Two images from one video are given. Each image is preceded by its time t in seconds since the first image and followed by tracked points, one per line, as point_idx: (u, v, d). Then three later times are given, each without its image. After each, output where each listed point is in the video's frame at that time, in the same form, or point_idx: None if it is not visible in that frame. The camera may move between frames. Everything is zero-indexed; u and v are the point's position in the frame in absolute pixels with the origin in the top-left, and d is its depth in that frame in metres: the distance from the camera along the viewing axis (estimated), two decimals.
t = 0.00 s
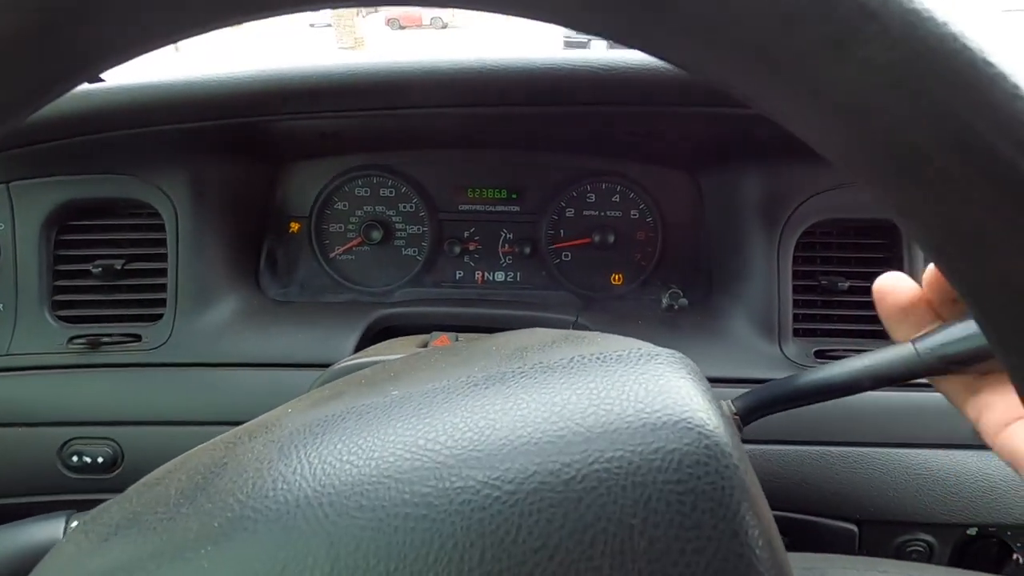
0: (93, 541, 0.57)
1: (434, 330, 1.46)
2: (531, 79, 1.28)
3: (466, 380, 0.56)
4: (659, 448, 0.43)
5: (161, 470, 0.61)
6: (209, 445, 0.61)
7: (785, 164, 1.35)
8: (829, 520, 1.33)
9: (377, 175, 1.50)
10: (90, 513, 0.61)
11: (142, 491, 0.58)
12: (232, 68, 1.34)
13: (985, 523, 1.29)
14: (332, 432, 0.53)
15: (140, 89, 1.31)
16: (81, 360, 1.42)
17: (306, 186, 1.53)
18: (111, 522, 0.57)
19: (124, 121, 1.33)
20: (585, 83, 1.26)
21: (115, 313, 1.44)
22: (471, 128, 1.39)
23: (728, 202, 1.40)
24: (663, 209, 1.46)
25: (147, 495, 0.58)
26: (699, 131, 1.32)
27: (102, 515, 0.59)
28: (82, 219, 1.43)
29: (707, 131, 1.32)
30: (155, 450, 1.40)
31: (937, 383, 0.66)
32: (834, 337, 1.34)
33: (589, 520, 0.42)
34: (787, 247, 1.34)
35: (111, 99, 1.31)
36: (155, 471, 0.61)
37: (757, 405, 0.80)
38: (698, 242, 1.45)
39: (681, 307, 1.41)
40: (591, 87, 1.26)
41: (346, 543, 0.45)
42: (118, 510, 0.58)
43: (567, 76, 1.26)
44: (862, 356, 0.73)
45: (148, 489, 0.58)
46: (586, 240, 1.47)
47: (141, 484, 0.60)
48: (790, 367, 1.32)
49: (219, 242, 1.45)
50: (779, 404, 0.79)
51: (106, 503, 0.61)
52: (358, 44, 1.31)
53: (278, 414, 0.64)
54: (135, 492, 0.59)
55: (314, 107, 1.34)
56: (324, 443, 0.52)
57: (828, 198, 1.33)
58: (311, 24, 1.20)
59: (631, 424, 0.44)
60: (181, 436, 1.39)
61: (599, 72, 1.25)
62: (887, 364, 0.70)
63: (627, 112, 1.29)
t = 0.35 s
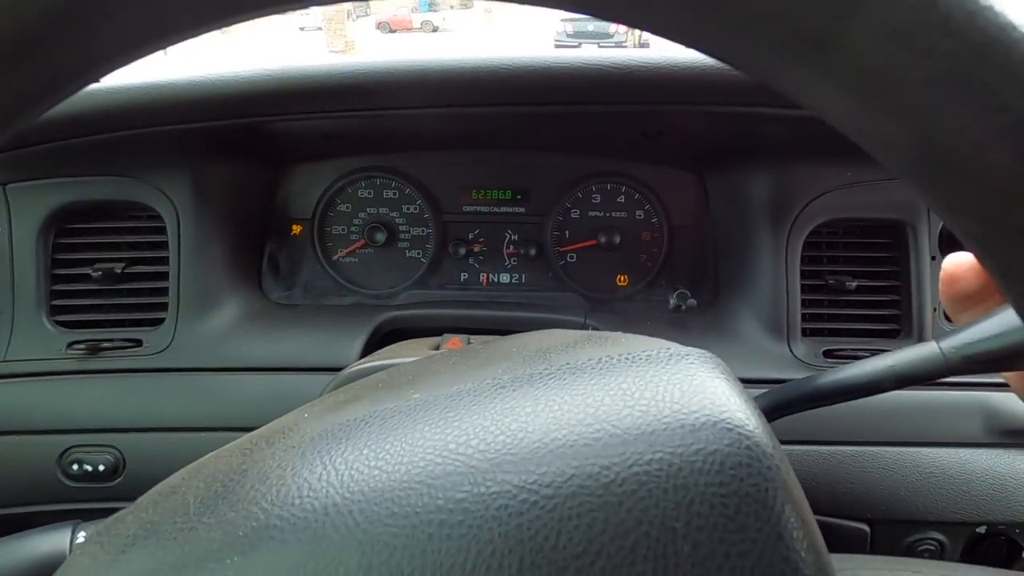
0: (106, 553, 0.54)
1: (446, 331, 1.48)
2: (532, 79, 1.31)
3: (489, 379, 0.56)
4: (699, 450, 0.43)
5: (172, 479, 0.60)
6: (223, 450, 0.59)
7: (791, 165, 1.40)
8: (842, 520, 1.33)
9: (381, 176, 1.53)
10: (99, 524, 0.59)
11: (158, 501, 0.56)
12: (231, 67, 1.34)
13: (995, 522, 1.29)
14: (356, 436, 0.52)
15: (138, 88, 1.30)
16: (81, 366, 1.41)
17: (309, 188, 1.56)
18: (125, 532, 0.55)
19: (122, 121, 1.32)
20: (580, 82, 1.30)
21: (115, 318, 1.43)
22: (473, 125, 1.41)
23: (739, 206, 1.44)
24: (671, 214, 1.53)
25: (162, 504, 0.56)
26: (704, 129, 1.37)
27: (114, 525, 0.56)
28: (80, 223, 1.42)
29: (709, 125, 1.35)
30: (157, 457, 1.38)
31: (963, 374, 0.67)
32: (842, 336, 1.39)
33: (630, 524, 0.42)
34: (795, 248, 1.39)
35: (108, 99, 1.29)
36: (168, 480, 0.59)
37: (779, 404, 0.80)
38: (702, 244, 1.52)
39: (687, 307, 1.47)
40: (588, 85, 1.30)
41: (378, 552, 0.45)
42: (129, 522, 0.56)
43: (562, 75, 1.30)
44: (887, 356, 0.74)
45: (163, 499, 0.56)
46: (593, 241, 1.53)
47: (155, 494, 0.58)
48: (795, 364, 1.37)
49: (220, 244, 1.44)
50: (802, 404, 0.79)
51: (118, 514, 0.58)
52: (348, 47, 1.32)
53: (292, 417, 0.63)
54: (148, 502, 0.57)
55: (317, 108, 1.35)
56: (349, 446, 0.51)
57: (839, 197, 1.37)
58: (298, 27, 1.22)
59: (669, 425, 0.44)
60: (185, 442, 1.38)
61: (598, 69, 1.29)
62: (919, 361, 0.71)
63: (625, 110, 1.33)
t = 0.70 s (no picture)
0: (127, 544, 0.55)
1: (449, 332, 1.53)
2: (530, 85, 1.34)
3: (493, 374, 0.58)
4: (696, 438, 0.46)
5: (183, 475, 0.61)
6: (234, 446, 0.60)
7: (781, 168, 1.43)
8: (830, 512, 1.37)
9: (380, 180, 1.56)
10: (114, 520, 0.60)
11: (174, 495, 0.57)
12: (235, 73, 1.37)
13: (979, 512, 1.33)
14: (367, 426, 0.54)
15: (140, 93, 1.32)
16: (83, 368, 1.42)
17: (308, 191, 1.58)
18: (145, 525, 0.56)
19: (124, 127, 1.34)
20: (575, 88, 1.33)
21: (117, 320, 1.45)
22: (471, 130, 1.43)
23: (732, 206, 1.48)
24: (663, 216, 1.56)
25: (179, 498, 0.56)
26: (698, 134, 1.40)
27: (133, 520, 0.57)
28: (81, 226, 1.44)
29: (701, 130, 1.39)
30: (160, 457, 1.41)
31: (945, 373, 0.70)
32: (830, 334, 1.43)
33: (631, 508, 0.45)
34: (785, 248, 1.42)
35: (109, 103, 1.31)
36: (181, 476, 0.60)
37: (772, 399, 0.86)
38: (696, 244, 1.56)
39: (682, 307, 1.51)
40: (584, 91, 1.33)
41: (394, 537, 0.47)
42: (146, 517, 0.56)
43: (559, 81, 1.33)
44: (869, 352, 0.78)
45: (181, 493, 0.57)
46: (589, 243, 1.56)
47: (170, 488, 0.59)
48: (786, 362, 1.41)
49: (222, 247, 1.47)
50: (793, 398, 0.85)
51: (135, 508, 0.59)
52: (339, 49, 1.36)
53: (300, 412, 0.65)
54: (166, 496, 0.57)
55: (319, 113, 1.37)
56: (359, 436, 0.53)
57: (828, 199, 1.41)
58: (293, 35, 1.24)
59: (668, 416, 0.47)
60: (187, 442, 1.41)
61: (593, 76, 1.33)
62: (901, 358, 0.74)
63: (621, 116, 1.36)
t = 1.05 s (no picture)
0: (127, 543, 0.56)
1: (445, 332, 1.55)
2: (525, 87, 1.35)
3: (491, 371, 0.59)
4: (691, 432, 0.47)
5: (183, 474, 0.61)
6: (233, 446, 0.61)
7: (772, 168, 1.45)
8: (819, 508, 1.38)
9: (375, 181, 1.58)
10: (113, 520, 0.60)
11: (174, 494, 0.57)
12: (230, 74, 1.37)
13: (966, 506, 1.35)
14: (367, 425, 0.54)
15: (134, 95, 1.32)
16: (78, 371, 1.43)
17: (303, 192, 1.59)
18: (146, 523, 0.56)
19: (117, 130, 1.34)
20: (569, 89, 1.34)
21: (111, 322, 1.45)
22: (465, 131, 1.45)
23: (723, 206, 1.50)
24: (656, 216, 1.58)
25: (180, 497, 0.57)
26: (690, 135, 1.42)
27: (133, 520, 0.58)
28: (75, 228, 1.45)
29: (692, 131, 1.40)
30: (155, 459, 1.41)
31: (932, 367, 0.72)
32: (820, 332, 1.44)
33: (628, 501, 0.46)
34: (776, 248, 1.44)
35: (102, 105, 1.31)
36: (180, 475, 0.61)
37: (765, 397, 0.87)
38: (689, 243, 1.57)
39: (674, 306, 1.51)
40: (577, 93, 1.34)
41: (394, 532, 0.48)
42: (147, 516, 0.57)
43: (552, 83, 1.34)
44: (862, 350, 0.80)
45: (181, 492, 0.57)
46: (582, 243, 1.58)
47: (171, 487, 0.59)
48: (777, 360, 1.42)
49: (217, 249, 1.48)
50: (786, 397, 0.86)
51: (135, 508, 0.60)
52: (331, 51, 1.36)
53: (298, 412, 0.65)
54: (166, 495, 0.58)
55: (313, 114, 1.38)
56: (359, 434, 0.54)
57: (817, 199, 1.43)
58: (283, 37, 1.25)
59: (664, 411, 0.48)
60: (182, 443, 1.41)
61: (587, 77, 1.34)
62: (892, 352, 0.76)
63: (614, 117, 1.37)
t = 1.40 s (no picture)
0: (111, 561, 0.52)
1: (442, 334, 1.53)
2: (522, 83, 1.32)
3: (494, 375, 0.56)
4: (709, 440, 0.45)
5: (171, 486, 0.58)
6: (224, 456, 0.58)
7: (773, 167, 1.43)
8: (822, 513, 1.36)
9: (371, 181, 1.57)
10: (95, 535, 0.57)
11: (162, 508, 0.54)
12: (221, 69, 1.34)
13: (972, 508, 1.33)
14: (366, 434, 0.52)
15: (123, 91, 1.29)
16: (64, 377, 1.39)
17: (297, 193, 1.58)
18: (130, 538, 0.53)
19: (106, 128, 1.31)
20: (567, 85, 1.32)
21: (99, 326, 1.43)
22: (461, 129, 1.42)
23: (723, 205, 1.48)
24: (655, 216, 1.58)
25: (168, 510, 0.54)
26: (689, 133, 1.40)
27: (115, 534, 0.54)
28: (61, 230, 1.41)
29: (691, 129, 1.38)
30: (144, 467, 1.38)
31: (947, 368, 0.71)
32: (823, 333, 1.43)
33: (644, 513, 0.44)
34: (778, 247, 1.42)
35: (90, 102, 1.28)
36: (167, 488, 0.57)
37: (772, 401, 0.85)
38: (689, 242, 1.56)
39: (676, 307, 1.52)
40: (573, 90, 1.32)
41: (397, 548, 0.45)
42: (130, 531, 0.54)
43: (548, 80, 1.32)
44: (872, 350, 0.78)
45: (168, 505, 0.54)
46: (582, 242, 1.58)
47: (157, 500, 0.56)
48: (779, 361, 1.40)
49: (209, 250, 1.45)
50: (793, 400, 0.83)
51: (118, 522, 0.56)
52: (323, 52, 1.33)
53: (293, 419, 0.63)
54: (152, 509, 0.55)
55: (305, 112, 1.36)
56: (359, 443, 0.51)
57: (819, 198, 1.41)
58: (271, 31, 1.22)
59: (680, 418, 0.46)
60: (172, 451, 1.38)
61: (586, 73, 1.31)
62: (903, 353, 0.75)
63: (610, 114, 1.35)
